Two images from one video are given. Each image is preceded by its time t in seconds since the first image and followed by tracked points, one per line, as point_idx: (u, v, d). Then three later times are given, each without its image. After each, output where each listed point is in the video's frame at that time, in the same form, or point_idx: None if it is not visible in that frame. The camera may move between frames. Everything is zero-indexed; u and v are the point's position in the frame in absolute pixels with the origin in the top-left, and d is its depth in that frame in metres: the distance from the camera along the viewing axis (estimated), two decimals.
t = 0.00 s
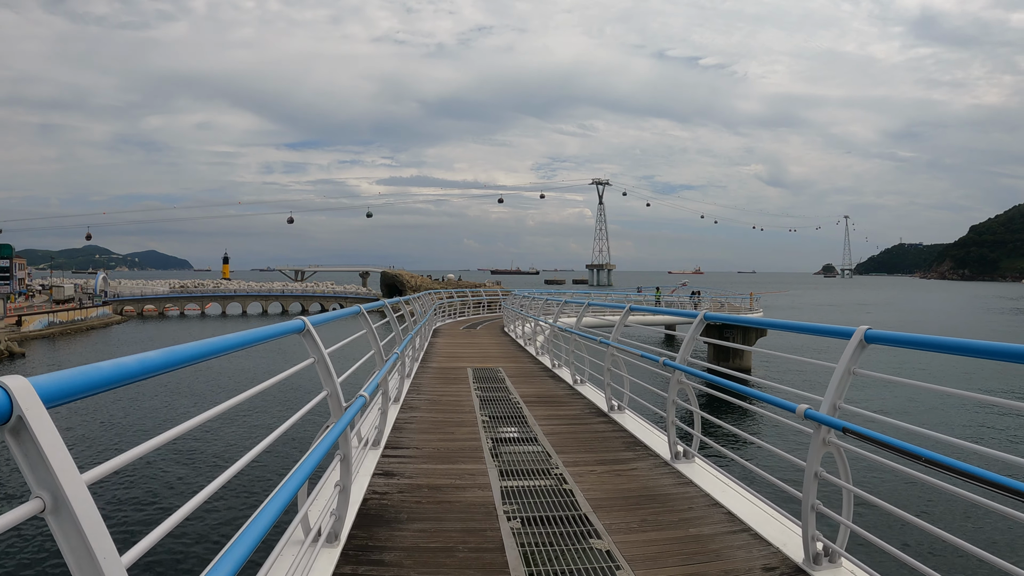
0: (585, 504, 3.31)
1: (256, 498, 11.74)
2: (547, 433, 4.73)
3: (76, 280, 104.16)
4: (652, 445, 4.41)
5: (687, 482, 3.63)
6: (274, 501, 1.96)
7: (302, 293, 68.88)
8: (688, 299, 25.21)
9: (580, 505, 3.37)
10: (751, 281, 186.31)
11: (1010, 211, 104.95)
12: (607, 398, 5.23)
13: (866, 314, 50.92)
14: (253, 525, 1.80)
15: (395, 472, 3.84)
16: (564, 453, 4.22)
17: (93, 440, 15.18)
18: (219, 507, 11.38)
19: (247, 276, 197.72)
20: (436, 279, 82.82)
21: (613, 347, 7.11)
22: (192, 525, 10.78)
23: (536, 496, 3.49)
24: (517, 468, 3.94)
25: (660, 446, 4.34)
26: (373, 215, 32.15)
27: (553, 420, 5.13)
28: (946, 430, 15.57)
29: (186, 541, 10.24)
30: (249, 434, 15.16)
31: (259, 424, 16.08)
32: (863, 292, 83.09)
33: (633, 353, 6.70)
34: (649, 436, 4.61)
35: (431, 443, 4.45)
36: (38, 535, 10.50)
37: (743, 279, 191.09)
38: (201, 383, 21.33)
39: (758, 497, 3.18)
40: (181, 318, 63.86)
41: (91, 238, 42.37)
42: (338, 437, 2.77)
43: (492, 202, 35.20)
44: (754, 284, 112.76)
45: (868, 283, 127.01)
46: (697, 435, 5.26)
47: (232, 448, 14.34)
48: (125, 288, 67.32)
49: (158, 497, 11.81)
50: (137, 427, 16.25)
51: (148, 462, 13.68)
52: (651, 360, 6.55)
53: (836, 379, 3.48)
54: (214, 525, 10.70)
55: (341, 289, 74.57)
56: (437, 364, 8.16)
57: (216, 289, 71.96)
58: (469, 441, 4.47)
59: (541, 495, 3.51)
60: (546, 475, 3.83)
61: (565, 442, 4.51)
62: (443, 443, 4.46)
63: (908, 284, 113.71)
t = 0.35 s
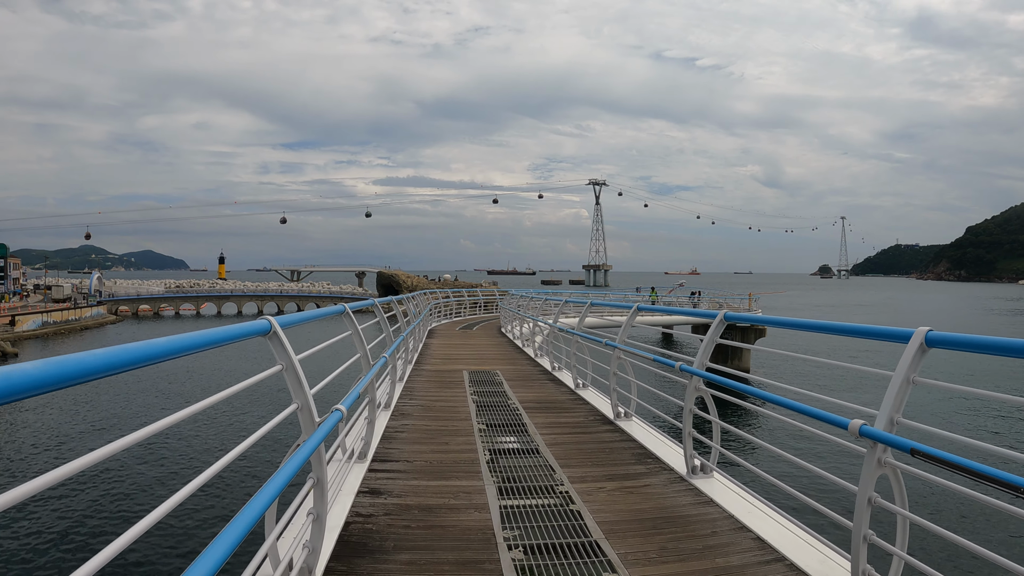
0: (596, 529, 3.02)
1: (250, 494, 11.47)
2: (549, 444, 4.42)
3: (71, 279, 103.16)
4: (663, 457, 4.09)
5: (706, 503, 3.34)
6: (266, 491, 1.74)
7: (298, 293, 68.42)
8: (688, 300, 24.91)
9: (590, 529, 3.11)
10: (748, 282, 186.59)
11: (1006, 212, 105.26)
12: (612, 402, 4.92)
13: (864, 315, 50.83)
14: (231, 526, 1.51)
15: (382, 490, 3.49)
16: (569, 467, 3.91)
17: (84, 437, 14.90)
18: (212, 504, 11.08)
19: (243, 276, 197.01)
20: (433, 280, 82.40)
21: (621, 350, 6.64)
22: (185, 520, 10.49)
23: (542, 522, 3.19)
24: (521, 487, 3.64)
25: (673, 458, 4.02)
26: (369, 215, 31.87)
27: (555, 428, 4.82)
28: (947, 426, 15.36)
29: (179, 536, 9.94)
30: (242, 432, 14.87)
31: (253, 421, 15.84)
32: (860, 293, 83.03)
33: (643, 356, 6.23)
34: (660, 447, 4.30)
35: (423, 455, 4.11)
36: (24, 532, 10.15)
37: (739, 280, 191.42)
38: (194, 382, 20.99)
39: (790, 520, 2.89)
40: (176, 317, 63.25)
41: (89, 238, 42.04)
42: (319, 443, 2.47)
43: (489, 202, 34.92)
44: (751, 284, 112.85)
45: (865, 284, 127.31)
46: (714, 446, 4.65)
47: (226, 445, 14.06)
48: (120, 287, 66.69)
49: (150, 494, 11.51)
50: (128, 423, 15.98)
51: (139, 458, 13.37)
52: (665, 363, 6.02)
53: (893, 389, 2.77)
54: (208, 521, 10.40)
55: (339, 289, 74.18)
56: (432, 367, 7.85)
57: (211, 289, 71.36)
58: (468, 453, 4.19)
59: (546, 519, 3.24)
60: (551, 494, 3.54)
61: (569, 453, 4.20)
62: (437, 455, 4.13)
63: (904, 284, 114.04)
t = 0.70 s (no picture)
0: (616, 564, 2.65)
1: (244, 501, 11.19)
2: (555, 458, 4.08)
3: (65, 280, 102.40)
4: (682, 472, 3.73)
5: (739, 526, 3.00)
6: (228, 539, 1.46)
7: (293, 294, 68.00)
8: (687, 301, 24.65)
9: (608, 563, 2.72)
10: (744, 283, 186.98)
11: (1000, 211, 105.67)
12: (621, 412, 4.61)
13: (861, 315, 50.78)
14: None
15: (372, 515, 3.07)
16: (580, 485, 3.55)
17: (73, 441, 14.56)
18: (205, 508, 10.80)
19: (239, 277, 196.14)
20: (430, 281, 82.04)
21: (631, 353, 6.02)
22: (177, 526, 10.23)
23: (554, 554, 2.80)
24: (528, 510, 3.26)
25: (692, 474, 3.68)
26: (364, 215, 31.51)
27: (560, 439, 4.50)
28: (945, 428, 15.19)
29: (171, 541, 9.67)
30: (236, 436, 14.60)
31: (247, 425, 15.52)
32: (856, 293, 83.14)
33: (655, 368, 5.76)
34: (674, 458, 3.97)
35: (419, 471, 3.73)
36: (10, 538, 9.86)
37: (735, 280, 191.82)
38: (187, 385, 20.65)
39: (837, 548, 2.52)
40: (171, 319, 62.76)
41: (89, 239, 41.67)
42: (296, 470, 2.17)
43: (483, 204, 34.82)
44: (747, 285, 113.01)
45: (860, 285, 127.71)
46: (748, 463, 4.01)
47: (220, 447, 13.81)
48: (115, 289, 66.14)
49: (139, 499, 11.20)
50: (120, 427, 15.66)
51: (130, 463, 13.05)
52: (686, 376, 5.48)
53: (968, 403, 2.00)
54: (200, 529, 10.11)
55: (335, 291, 73.80)
56: (426, 372, 7.56)
57: (206, 290, 70.88)
58: (469, 468, 3.86)
59: (557, 549, 2.86)
60: (561, 517, 3.19)
61: (580, 466, 3.89)
62: (435, 471, 3.76)
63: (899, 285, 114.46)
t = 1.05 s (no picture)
0: None
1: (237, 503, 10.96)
2: (563, 479, 3.82)
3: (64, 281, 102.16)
4: (703, 495, 3.45)
5: (769, 558, 2.73)
6: None
7: (292, 295, 67.75)
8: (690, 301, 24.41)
9: None
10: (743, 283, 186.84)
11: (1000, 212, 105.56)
12: (634, 427, 4.35)
13: (862, 317, 50.54)
14: None
15: (360, 551, 2.78)
16: (591, 511, 3.29)
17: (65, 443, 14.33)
18: (193, 518, 10.52)
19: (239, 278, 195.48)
20: (429, 282, 81.70)
21: (644, 365, 5.65)
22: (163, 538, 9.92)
23: None
24: (537, 545, 2.95)
25: (716, 498, 3.40)
26: (365, 215, 31.51)
27: (568, 457, 4.23)
28: (944, 431, 15.04)
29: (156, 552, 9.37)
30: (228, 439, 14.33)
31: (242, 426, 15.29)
32: (857, 295, 82.94)
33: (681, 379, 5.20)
34: (693, 478, 3.70)
35: (416, 496, 3.46)
36: None
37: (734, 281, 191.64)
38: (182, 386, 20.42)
39: None
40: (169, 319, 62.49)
41: (92, 239, 41.34)
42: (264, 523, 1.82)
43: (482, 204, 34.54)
44: (746, 286, 112.86)
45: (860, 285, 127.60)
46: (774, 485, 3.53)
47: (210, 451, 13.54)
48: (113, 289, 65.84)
49: (130, 502, 10.97)
50: (113, 429, 15.42)
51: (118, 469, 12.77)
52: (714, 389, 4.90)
53: None
54: (191, 533, 9.88)
55: (334, 291, 73.59)
56: (425, 379, 7.30)
57: (205, 291, 70.61)
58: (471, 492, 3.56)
59: None
60: (572, 550, 2.92)
61: (590, 489, 3.62)
62: (433, 495, 3.49)
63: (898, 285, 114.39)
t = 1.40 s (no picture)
0: None
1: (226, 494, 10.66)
2: (568, 494, 3.55)
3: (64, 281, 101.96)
4: (723, 514, 3.19)
5: None
6: None
7: (291, 294, 67.51)
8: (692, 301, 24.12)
9: None
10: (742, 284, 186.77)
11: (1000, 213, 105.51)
12: (644, 435, 4.09)
13: (862, 317, 50.41)
14: None
15: None
16: (599, 535, 3.01)
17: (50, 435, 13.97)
18: (182, 505, 10.30)
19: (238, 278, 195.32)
20: (429, 281, 81.45)
21: (656, 368, 5.13)
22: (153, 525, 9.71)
23: None
24: None
25: (738, 519, 3.14)
26: (367, 215, 30.55)
27: (569, 469, 3.96)
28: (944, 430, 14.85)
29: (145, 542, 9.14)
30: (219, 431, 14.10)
31: (233, 420, 14.98)
32: (857, 295, 82.88)
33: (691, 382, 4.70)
34: (709, 494, 3.45)
35: (401, 515, 3.19)
36: None
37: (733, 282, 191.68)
38: (175, 383, 20.09)
39: None
40: (168, 319, 62.14)
41: (93, 238, 41.25)
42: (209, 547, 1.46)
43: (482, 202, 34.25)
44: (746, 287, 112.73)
45: (860, 287, 127.49)
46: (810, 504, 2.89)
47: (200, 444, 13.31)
48: (112, 289, 65.60)
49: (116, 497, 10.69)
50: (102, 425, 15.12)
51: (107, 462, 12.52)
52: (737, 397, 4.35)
53: None
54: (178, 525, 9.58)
55: (333, 291, 73.32)
56: (419, 381, 7.02)
57: (204, 291, 70.36)
58: (462, 510, 3.29)
59: None
60: None
61: (595, 507, 3.35)
62: (420, 515, 3.21)
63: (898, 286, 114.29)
